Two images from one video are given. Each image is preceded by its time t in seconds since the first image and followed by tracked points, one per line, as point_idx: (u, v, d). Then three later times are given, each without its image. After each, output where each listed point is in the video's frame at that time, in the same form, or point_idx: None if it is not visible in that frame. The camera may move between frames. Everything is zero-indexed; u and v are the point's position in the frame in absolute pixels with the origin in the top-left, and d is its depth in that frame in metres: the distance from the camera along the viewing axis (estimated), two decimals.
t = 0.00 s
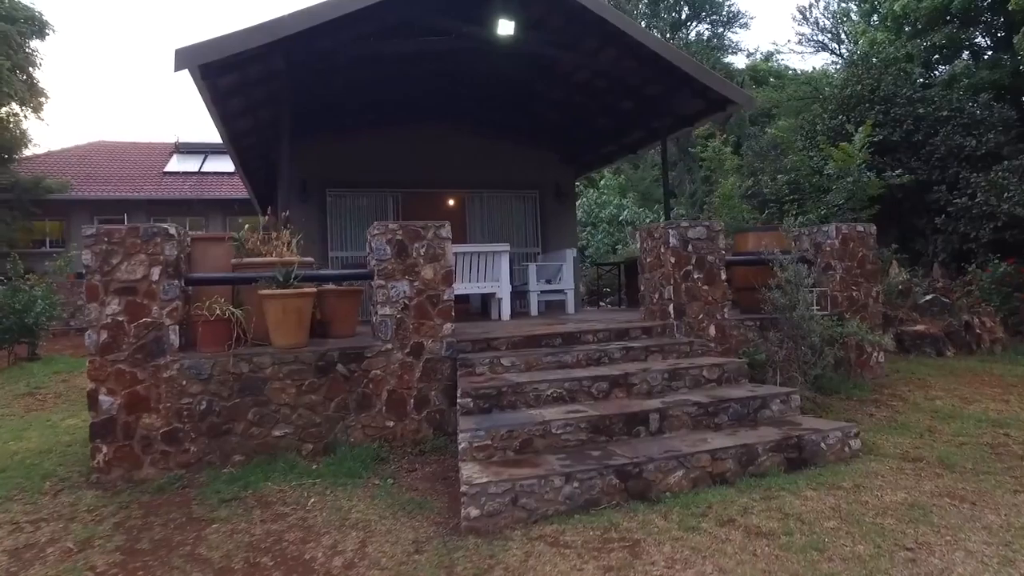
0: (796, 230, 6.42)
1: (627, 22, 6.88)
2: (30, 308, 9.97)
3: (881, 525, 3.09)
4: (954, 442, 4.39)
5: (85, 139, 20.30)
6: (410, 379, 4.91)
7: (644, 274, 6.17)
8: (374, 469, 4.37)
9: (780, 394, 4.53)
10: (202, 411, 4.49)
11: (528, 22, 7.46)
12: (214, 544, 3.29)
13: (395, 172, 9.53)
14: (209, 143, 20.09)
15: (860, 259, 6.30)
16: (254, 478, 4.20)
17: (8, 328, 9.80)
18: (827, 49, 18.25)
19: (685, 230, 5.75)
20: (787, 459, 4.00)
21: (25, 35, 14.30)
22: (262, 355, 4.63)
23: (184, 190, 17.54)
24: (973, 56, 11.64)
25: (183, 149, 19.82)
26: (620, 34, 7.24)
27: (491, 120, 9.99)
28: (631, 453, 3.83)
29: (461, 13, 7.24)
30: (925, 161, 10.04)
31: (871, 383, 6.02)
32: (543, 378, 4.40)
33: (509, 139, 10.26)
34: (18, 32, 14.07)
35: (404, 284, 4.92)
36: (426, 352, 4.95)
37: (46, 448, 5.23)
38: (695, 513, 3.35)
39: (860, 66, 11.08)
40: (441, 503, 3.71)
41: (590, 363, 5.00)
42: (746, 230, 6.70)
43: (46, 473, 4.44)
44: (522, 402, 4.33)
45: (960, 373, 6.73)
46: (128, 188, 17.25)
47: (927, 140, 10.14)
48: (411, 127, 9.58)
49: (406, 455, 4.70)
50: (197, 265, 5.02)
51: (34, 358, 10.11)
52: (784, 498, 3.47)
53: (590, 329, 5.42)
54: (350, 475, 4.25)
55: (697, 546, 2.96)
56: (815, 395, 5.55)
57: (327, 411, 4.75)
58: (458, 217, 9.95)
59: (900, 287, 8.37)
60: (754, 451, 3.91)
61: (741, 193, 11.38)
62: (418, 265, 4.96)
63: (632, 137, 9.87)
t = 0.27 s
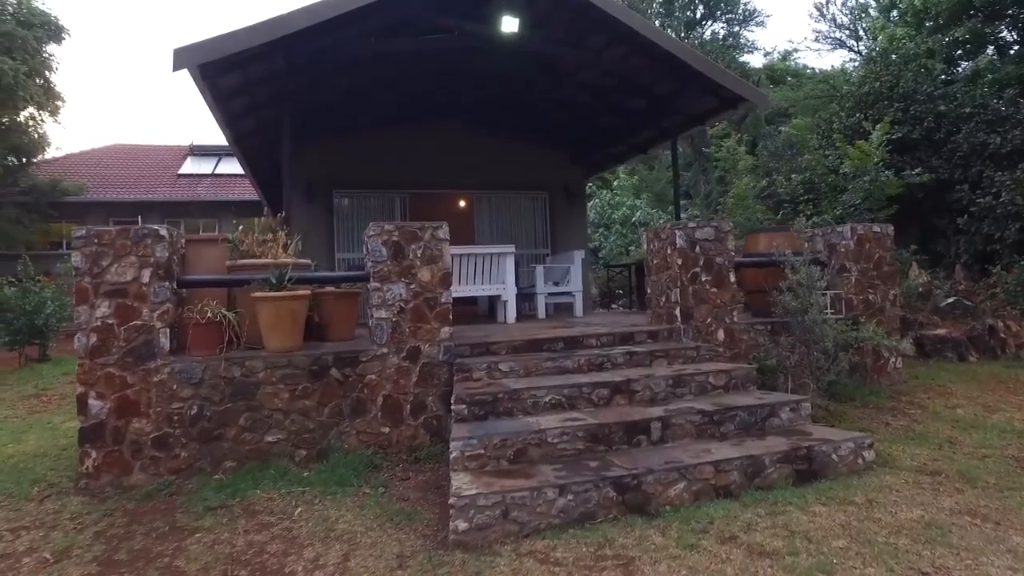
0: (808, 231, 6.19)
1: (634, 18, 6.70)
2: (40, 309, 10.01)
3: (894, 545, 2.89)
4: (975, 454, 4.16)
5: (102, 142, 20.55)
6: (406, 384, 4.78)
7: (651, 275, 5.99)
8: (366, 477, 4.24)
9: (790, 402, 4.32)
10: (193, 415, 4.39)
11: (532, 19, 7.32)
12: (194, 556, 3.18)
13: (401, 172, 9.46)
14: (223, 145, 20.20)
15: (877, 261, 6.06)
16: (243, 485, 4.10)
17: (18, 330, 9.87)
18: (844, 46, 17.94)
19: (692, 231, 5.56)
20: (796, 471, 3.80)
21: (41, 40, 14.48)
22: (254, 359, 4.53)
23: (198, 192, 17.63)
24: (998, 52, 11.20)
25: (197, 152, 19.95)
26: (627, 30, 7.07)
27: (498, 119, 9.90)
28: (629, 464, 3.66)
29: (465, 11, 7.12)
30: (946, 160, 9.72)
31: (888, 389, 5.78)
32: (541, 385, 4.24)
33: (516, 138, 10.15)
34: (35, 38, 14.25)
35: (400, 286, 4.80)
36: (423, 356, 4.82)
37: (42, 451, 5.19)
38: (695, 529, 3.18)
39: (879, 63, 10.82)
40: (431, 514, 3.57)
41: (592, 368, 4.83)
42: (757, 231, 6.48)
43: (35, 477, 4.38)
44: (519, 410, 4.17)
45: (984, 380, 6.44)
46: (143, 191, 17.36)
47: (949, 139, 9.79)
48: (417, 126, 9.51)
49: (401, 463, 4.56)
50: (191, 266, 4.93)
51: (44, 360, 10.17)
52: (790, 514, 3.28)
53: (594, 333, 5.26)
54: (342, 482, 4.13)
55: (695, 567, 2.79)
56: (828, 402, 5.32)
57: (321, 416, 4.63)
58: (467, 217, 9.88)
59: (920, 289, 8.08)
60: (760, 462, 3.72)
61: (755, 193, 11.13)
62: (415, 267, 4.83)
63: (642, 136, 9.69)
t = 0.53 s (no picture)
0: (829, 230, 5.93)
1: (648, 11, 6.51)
2: (59, 310, 10.12)
3: (918, 568, 2.68)
4: (1009, 467, 3.89)
5: (127, 145, 20.92)
6: (408, 388, 4.67)
7: (664, 276, 5.80)
8: (365, 483, 4.13)
9: (808, 410, 4.10)
10: (192, 418, 4.33)
11: (544, 14, 7.17)
12: (180, 563, 3.09)
13: (415, 172, 9.39)
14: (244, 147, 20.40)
15: (902, 261, 5.79)
16: (240, 489, 4.02)
17: (39, 329, 10.00)
18: (871, 41, 17.29)
19: (707, 231, 5.34)
20: (813, 483, 3.59)
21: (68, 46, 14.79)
22: (254, 362, 4.45)
23: (219, 193, 17.80)
24: None
25: (219, 154, 20.18)
26: (641, 24, 6.89)
27: (511, 117, 9.78)
28: (635, 474, 3.49)
29: (475, 7, 7.01)
30: (978, 157, 9.32)
31: (915, 396, 5.51)
32: (545, 390, 4.09)
33: (530, 137, 10.02)
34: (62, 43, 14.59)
35: (403, 287, 4.68)
36: (425, 359, 4.69)
37: (47, 452, 5.18)
38: (703, 545, 3.00)
39: (907, 57, 10.46)
40: (427, 524, 3.44)
41: (600, 372, 4.66)
42: (776, 230, 6.23)
43: (36, 479, 4.35)
44: (522, 415, 4.03)
45: (1018, 387, 6.11)
46: (165, 193, 17.59)
47: (982, 134, 9.38)
48: (430, 125, 9.44)
49: (402, 469, 4.45)
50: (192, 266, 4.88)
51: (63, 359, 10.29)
52: (805, 530, 3.08)
53: (603, 336, 5.10)
54: (340, 488, 4.02)
55: None
56: (850, 409, 5.08)
57: (322, 420, 4.54)
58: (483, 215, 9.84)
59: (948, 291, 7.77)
60: (774, 474, 3.52)
61: (777, 193, 10.82)
62: (418, 268, 4.71)
63: (658, 134, 9.49)
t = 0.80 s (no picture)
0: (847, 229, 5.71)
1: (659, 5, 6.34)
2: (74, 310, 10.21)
3: None
4: None
5: (148, 148, 21.19)
6: (408, 391, 4.56)
7: (674, 276, 5.62)
8: (361, 489, 4.03)
9: (823, 418, 3.91)
10: (188, 421, 4.27)
11: (553, 10, 7.03)
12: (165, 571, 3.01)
13: (425, 172, 9.32)
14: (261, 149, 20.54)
15: (925, 262, 5.54)
16: (233, 494, 3.95)
17: (55, 329, 10.10)
18: (895, 36, 16.78)
19: (718, 230, 5.15)
20: (826, 495, 3.40)
21: (89, 50, 14.97)
22: (251, 363, 4.37)
23: (236, 194, 17.91)
24: None
25: (237, 156, 20.34)
26: (652, 19, 6.72)
27: (523, 117, 9.66)
28: (636, 484, 3.33)
29: (482, 4, 6.90)
30: (1008, 153, 8.96)
31: (938, 403, 5.26)
32: (546, 394, 3.95)
33: (543, 136, 9.88)
34: (82, 48, 14.77)
35: (403, 287, 4.57)
36: (426, 362, 4.58)
37: (50, 452, 5.17)
38: (705, 561, 2.84)
39: (932, 51, 10.13)
40: (419, 533, 3.32)
41: (605, 376, 4.50)
42: (792, 229, 6.01)
43: (33, 480, 4.33)
44: (522, 421, 3.90)
45: None
46: (184, 194, 17.76)
47: (1011, 129, 9.03)
48: (441, 125, 9.36)
49: (401, 474, 4.34)
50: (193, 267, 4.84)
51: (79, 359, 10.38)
52: (815, 546, 2.91)
53: (609, 339, 4.94)
54: (335, 493, 3.93)
55: None
56: (869, 416, 4.86)
57: (319, 423, 4.46)
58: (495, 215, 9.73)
59: (976, 293, 7.45)
60: (784, 484, 3.35)
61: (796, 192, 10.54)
62: (418, 268, 4.60)
63: (673, 132, 9.29)
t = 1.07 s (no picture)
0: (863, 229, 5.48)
1: None
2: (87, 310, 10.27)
3: None
4: None
5: (166, 150, 21.42)
6: (405, 395, 4.45)
7: (681, 278, 5.44)
8: (352, 495, 3.93)
9: (834, 427, 3.72)
10: (180, 424, 4.20)
11: (559, 5, 6.89)
12: None
13: (434, 172, 9.24)
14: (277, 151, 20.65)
15: (945, 262, 5.30)
16: (222, 500, 3.87)
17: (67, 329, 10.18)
18: (918, 30, 16.30)
19: (727, 230, 4.96)
20: (836, 509, 3.22)
21: (107, 54, 15.12)
22: (244, 366, 4.30)
23: (251, 195, 18.01)
24: None
25: (253, 157, 20.46)
26: (661, 11, 6.54)
27: (533, 116, 9.52)
28: (632, 495, 3.18)
29: None
30: None
31: (960, 410, 5.02)
32: (542, 400, 3.81)
33: (553, 136, 9.73)
34: (101, 52, 14.93)
35: (399, 289, 4.46)
36: (422, 365, 4.46)
37: (48, 453, 5.14)
38: None
39: (956, 44, 9.78)
40: (406, 544, 3.20)
41: (606, 381, 4.34)
42: (806, 228, 5.80)
43: (26, 483, 4.29)
44: (517, 427, 3.76)
45: None
46: (200, 196, 17.90)
47: None
48: (449, 125, 9.26)
49: (395, 480, 4.24)
50: (191, 269, 4.79)
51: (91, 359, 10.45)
52: (822, 565, 2.73)
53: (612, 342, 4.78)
54: (325, 500, 3.83)
55: None
56: (884, 424, 4.65)
57: (313, 427, 4.37)
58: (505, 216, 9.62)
59: (1002, 295, 7.15)
60: (789, 497, 3.17)
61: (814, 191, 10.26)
62: (415, 269, 4.49)
63: (686, 131, 9.08)
